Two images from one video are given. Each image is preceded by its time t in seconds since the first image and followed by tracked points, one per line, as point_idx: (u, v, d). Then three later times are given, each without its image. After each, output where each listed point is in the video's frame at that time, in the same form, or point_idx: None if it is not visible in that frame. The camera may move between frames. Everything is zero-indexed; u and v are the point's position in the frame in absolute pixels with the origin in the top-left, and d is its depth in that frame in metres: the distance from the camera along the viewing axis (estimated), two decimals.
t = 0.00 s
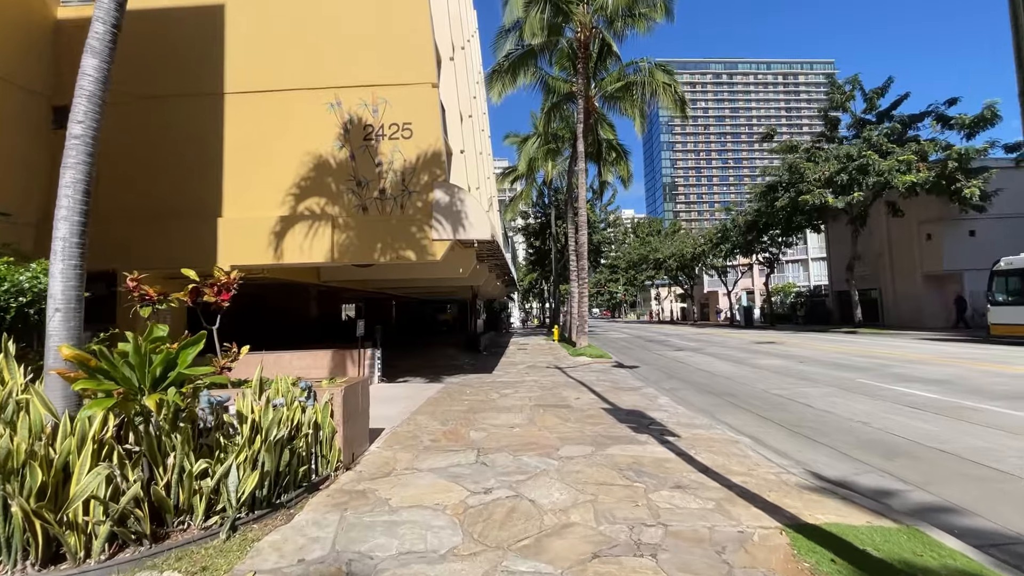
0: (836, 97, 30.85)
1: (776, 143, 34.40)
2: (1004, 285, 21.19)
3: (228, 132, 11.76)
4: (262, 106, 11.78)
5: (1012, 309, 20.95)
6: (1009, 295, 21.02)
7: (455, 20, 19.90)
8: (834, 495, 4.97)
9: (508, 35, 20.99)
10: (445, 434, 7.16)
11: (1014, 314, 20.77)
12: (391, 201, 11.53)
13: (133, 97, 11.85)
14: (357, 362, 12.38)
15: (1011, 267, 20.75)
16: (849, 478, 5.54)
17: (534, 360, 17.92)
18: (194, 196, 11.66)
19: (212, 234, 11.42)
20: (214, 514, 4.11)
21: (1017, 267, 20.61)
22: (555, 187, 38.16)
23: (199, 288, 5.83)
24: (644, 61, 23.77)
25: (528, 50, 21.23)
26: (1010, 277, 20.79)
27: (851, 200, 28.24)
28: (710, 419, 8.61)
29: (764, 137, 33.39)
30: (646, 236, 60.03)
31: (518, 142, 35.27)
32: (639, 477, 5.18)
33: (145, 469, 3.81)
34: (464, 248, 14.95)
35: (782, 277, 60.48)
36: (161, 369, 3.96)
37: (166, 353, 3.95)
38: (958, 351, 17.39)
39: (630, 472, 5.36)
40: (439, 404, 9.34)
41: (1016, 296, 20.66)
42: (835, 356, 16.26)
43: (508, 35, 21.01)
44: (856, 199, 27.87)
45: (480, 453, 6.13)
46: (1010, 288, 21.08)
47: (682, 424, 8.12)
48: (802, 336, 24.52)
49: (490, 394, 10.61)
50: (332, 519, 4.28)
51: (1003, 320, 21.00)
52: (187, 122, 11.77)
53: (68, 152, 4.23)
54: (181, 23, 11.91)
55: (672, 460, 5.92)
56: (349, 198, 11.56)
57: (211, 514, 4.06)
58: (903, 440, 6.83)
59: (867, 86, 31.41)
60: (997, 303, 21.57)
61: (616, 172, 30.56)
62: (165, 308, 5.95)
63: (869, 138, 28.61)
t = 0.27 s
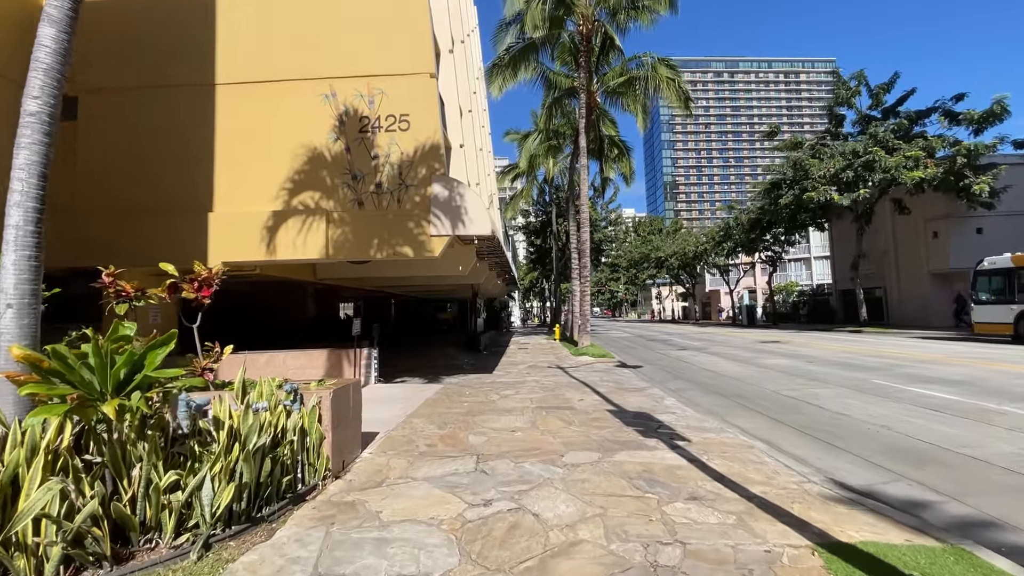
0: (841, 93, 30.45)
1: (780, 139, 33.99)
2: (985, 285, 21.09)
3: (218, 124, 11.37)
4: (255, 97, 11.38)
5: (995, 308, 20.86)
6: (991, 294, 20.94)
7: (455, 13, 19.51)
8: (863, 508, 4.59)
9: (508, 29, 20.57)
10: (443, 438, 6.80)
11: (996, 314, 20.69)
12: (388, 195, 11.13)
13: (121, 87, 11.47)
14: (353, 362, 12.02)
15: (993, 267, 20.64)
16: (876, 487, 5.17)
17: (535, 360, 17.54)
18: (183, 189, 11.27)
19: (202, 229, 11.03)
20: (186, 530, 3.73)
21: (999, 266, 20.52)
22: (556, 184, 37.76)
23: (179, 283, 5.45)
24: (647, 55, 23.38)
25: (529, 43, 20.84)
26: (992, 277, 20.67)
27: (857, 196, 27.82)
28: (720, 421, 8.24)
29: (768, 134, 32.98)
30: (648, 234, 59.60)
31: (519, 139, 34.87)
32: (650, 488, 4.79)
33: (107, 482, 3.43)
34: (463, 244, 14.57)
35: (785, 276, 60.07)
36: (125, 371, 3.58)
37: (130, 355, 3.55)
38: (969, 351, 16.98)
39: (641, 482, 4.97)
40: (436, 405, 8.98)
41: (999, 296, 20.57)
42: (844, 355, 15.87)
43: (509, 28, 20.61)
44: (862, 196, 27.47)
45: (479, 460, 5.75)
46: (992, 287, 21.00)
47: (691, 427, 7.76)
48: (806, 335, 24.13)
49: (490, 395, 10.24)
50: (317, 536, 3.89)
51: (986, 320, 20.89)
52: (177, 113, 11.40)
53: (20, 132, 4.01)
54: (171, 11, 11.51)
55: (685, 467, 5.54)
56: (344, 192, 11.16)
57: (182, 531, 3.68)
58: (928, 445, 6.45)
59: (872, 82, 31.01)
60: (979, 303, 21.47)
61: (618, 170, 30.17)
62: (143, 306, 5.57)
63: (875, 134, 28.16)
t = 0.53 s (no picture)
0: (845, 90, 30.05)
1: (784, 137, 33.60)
2: (966, 287, 21.47)
3: (208, 119, 10.98)
4: (247, 91, 10.99)
5: (975, 308, 21.29)
6: (972, 296, 21.35)
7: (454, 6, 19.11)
8: (898, 529, 4.20)
9: (509, 23, 20.18)
10: (440, 448, 6.42)
11: (976, 314, 21.12)
12: (385, 192, 10.73)
13: (108, 81, 11.08)
14: (348, 366, 11.51)
15: (973, 269, 21.00)
16: (908, 506, 4.77)
17: (536, 361, 17.16)
18: (173, 187, 10.88)
19: (191, 228, 10.62)
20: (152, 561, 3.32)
21: (980, 268, 20.86)
22: (557, 183, 37.38)
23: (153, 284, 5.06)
24: (649, 51, 22.99)
25: (530, 38, 20.45)
26: (972, 279, 21.05)
27: (862, 195, 27.45)
28: (732, 428, 7.86)
29: (771, 132, 32.62)
30: (649, 234, 59.27)
31: (519, 138, 34.51)
32: (665, 508, 4.42)
33: (59, 509, 3.05)
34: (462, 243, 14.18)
35: (786, 276, 59.67)
36: (79, 385, 3.23)
37: (82, 367, 3.21)
38: (980, 352, 16.59)
39: (654, 501, 4.60)
40: (434, 411, 8.61)
41: (978, 297, 20.99)
42: (852, 357, 15.49)
43: (510, 23, 20.22)
44: (867, 194, 27.08)
45: (478, 474, 5.37)
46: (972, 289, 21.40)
47: (702, 435, 7.38)
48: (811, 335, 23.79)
49: (490, 399, 9.86)
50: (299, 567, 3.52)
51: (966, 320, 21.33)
52: (166, 108, 11.01)
53: None
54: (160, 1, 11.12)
55: (701, 483, 5.15)
56: (339, 189, 10.76)
57: (145, 563, 3.28)
58: (956, 456, 6.06)
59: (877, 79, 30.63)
60: (960, 303, 21.89)
61: (619, 168, 29.79)
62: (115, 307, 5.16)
63: (880, 132, 27.74)
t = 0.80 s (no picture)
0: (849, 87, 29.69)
1: (786, 135, 33.23)
2: (943, 288, 22.34)
3: (197, 110, 10.58)
4: (236, 81, 10.59)
5: (950, 307, 22.18)
6: (947, 295, 22.26)
7: None
8: (936, 548, 3.82)
9: (508, 17, 19.80)
10: (434, 455, 6.02)
11: (950, 313, 22.04)
12: (380, 186, 10.34)
13: (92, 70, 10.67)
14: (342, 365, 10.97)
15: (950, 270, 21.79)
16: (942, 519, 4.39)
17: (536, 361, 16.77)
18: (159, 181, 10.48)
19: (177, 222, 10.21)
20: None
21: (957, 270, 21.68)
22: (556, 182, 37.02)
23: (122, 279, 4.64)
24: (651, 46, 22.61)
25: (530, 31, 20.07)
26: (948, 280, 21.92)
27: (866, 193, 27.09)
28: (743, 433, 7.46)
29: (774, 129, 32.25)
30: (649, 233, 58.89)
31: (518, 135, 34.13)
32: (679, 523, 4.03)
33: None
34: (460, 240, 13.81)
35: (788, 275, 59.30)
36: (17, 391, 2.84)
37: (17, 370, 2.80)
38: (990, 352, 16.24)
39: (666, 515, 4.22)
40: (429, 414, 8.21)
41: (953, 296, 21.89)
42: (860, 357, 15.12)
43: (509, 16, 19.84)
44: (871, 192, 26.71)
45: (475, 484, 4.98)
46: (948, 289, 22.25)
47: (711, 439, 6.97)
48: (814, 335, 23.46)
49: (488, 401, 9.47)
50: None
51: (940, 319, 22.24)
52: (152, 98, 10.61)
53: None
54: None
55: (715, 494, 4.77)
56: (332, 183, 10.35)
57: None
58: (986, 464, 5.67)
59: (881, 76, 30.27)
60: (937, 302, 22.80)
61: (620, 165, 29.43)
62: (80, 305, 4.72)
63: (886, 128, 27.26)
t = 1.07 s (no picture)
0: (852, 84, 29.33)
1: (789, 133, 32.86)
2: (921, 289, 23.53)
3: (183, 103, 10.14)
4: (225, 72, 10.15)
5: (927, 308, 23.40)
6: (925, 296, 23.52)
7: None
8: None
9: (508, 11, 19.40)
10: (429, 468, 5.60)
11: (927, 313, 23.29)
12: (375, 182, 9.91)
13: (74, 61, 10.22)
14: (337, 367, 10.57)
15: (927, 272, 22.96)
16: (987, 543, 3.98)
17: (537, 363, 16.37)
18: (144, 176, 10.04)
19: (163, 220, 9.76)
20: None
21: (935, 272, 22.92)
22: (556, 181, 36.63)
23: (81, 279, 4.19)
24: (653, 42, 22.21)
25: (530, 26, 19.68)
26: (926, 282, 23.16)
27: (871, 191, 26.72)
28: (757, 441, 7.05)
29: (777, 127, 31.88)
30: (649, 233, 58.49)
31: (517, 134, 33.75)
32: (699, 551, 3.62)
33: None
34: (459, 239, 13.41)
35: (789, 275, 58.95)
36: None
37: None
38: (1001, 353, 15.87)
39: (684, 540, 3.81)
40: (425, 421, 7.80)
41: (930, 297, 23.14)
42: (869, 359, 14.74)
43: (510, 10, 19.44)
44: (877, 190, 26.32)
45: (473, 503, 4.57)
46: (926, 290, 23.43)
47: (724, 448, 6.55)
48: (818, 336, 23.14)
49: (487, 406, 9.08)
50: None
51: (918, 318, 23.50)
52: (136, 90, 10.15)
53: None
54: None
55: (736, 515, 4.36)
56: (324, 179, 9.92)
57: None
58: (1023, 478, 5.26)
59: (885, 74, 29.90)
60: (916, 303, 24.04)
61: (621, 164, 29.05)
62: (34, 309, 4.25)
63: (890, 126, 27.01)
